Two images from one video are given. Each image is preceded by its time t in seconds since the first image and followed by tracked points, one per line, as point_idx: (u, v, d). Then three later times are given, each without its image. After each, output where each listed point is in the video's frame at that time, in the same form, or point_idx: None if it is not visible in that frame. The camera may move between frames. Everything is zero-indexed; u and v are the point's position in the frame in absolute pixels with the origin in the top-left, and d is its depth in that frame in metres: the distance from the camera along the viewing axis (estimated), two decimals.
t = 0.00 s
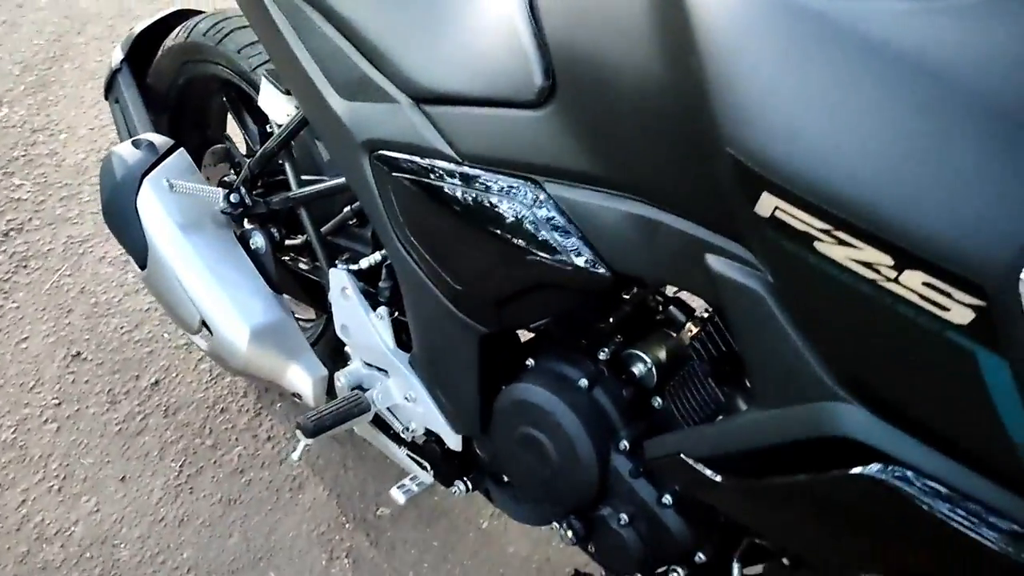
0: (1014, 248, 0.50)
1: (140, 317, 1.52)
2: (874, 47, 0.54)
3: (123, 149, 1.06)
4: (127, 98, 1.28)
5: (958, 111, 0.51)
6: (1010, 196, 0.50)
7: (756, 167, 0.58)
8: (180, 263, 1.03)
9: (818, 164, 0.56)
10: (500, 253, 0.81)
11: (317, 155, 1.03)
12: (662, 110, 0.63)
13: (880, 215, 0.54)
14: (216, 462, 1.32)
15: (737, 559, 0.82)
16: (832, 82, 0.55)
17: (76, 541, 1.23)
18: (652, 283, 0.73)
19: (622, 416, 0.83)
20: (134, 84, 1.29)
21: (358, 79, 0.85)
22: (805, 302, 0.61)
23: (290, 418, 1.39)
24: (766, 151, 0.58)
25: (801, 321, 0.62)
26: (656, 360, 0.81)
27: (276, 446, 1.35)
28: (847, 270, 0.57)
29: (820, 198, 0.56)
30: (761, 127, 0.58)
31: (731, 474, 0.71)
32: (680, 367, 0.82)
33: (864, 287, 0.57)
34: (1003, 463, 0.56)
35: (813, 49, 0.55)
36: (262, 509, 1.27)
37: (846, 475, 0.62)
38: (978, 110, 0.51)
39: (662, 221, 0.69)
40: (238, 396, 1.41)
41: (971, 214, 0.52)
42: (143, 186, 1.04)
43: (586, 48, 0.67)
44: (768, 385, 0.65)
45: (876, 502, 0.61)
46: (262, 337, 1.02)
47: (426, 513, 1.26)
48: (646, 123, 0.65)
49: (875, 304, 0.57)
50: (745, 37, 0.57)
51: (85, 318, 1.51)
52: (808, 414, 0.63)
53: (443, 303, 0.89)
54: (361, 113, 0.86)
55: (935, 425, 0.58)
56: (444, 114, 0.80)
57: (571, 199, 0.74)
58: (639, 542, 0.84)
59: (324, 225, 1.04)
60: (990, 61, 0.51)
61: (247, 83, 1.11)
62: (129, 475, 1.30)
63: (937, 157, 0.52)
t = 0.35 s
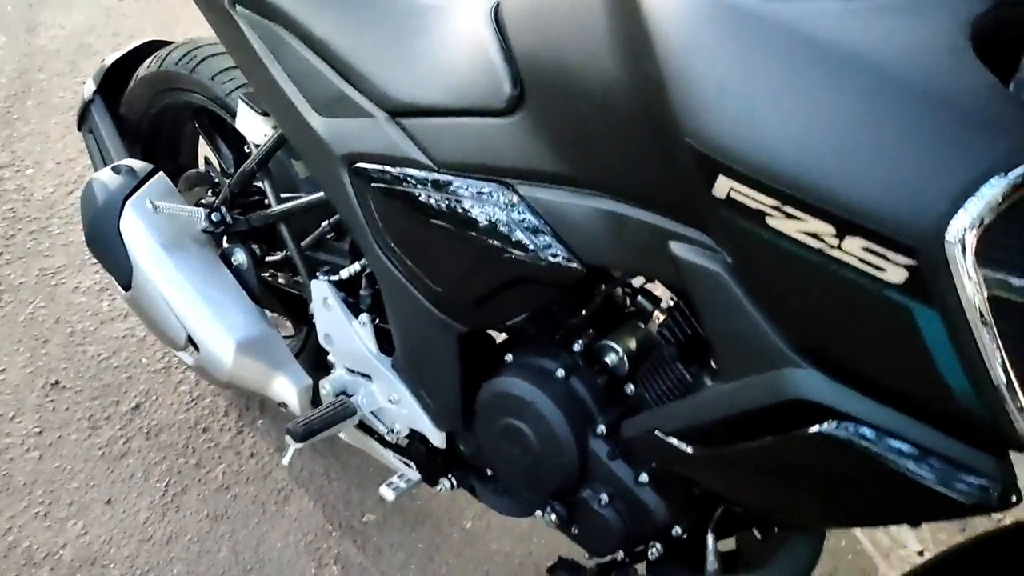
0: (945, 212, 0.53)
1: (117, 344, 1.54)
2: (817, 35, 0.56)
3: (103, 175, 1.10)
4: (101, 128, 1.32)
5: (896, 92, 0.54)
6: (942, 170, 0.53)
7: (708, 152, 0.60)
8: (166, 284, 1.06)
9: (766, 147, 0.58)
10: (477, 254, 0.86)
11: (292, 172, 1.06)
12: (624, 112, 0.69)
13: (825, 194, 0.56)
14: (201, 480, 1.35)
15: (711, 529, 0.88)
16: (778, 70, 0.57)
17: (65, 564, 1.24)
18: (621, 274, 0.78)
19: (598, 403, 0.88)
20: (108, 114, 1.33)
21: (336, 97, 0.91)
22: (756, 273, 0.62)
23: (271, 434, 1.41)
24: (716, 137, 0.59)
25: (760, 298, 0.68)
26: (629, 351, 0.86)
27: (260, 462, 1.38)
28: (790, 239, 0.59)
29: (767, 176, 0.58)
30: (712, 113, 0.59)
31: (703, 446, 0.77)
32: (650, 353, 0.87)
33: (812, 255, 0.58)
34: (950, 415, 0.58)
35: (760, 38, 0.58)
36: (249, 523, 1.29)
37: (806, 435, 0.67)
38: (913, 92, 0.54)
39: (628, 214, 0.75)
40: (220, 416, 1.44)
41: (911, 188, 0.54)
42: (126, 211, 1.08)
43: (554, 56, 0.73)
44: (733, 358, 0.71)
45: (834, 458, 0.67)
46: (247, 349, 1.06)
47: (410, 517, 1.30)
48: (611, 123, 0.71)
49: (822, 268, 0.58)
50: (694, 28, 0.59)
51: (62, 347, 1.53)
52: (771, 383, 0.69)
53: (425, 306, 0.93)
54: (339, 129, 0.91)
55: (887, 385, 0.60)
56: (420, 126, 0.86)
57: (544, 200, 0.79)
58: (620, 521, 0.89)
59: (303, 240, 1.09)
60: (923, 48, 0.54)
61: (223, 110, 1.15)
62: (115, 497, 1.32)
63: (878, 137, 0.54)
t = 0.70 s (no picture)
0: (868, 168, 0.59)
1: (102, 360, 1.58)
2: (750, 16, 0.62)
3: (89, 188, 1.14)
4: (82, 147, 1.36)
5: (822, 63, 0.60)
6: (865, 130, 0.59)
7: (659, 125, 0.66)
8: (154, 290, 1.11)
9: (710, 119, 0.63)
10: (453, 243, 0.92)
11: (271, 179, 1.11)
12: (586, 99, 0.75)
13: (764, 157, 0.62)
14: (192, 485, 1.39)
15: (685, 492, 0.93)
16: (717, 49, 0.63)
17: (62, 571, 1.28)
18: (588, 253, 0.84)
19: (573, 379, 0.94)
20: (88, 134, 1.38)
21: (314, 102, 0.96)
22: (710, 237, 0.68)
23: (258, 439, 1.45)
24: (666, 111, 0.65)
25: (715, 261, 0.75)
26: (599, 330, 0.92)
27: (249, 465, 1.42)
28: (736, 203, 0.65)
29: (712, 144, 0.64)
30: (660, 90, 0.65)
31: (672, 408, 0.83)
32: (620, 330, 0.92)
33: (758, 215, 0.64)
34: (888, 355, 0.65)
35: (699, 21, 0.64)
36: (241, 524, 1.33)
37: (763, 386, 0.74)
38: (837, 62, 0.60)
39: (591, 196, 0.81)
40: (207, 423, 1.48)
41: (840, 148, 0.60)
42: (111, 222, 1.12)
43: (520, 53, 0.79)
44: (696, 320, 0.78)
45: (791, 405, 0.74)
46: (236, 351, 1.11)
47: (397, 510, 1.35)
48: (574, 111, 0.77)
49: (768, 227, 0.65)
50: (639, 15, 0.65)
51: (48, 365, 1.56)
52: (729, 341, 0.75)
53: (406, 296, 0.99)
54: (318, 132, 0.96)
55: (833, 331, 0.66)
56: (395, 126, 0.91)
57: (514, 188, 0.85)
58: (599, 488, 0.94)
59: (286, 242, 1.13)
60: (845, 23, 0.60)
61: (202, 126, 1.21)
62: (108, 506, 1.36)
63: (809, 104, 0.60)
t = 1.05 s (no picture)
0: (812, 155, 0.66)
1: (81, 384, 1.60)
2: (703, 24, 0.70)
3: (74, 210, 1.18)
4: (59, 174, 1.39)
5: (769, 64, 0.68)
6: (809, 122, 0.66)
7: (626, 125, 0.72)
8: (142, 306, 1.15)
9: (673, 116, 0.70)
10: (433, 248, 0.98)
11: (251, 197, 1.16)
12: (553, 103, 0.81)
13: (722, 149, 0.69)
14: (178, 500, 1.41)
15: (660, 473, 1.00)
16: (670, 53, 0.70)
17: None
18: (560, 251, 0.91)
19: (551, 371, 1.01)
20: (65, 161, 1.41)
21: (295, 120, 1.01)
22: (674, 225, 0.75)
23: (240, 453, 1.49)
24: (632, 111, 0.72)
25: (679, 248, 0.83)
26: (573, 325, 0.98)
27: (233, 479, 1.45)
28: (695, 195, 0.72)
29: (676, 140, 0.70)
30: (625, 93, 0.72)
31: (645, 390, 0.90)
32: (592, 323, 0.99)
33: (716, 203, 0.71)
34: (838, 325, 0.72)
35: (656, 30, 0.71)
36: (229, 535, 1.36)
37: (727, 362, 0.82)
38: (782, 63, 0.67)
39: (562, 197, 0.88)
40: (189, 441, 1.50)
41: (788, 138, 0.67)
42: (98, 242, 1.16)
43: (495, 66, 0.86)
44: (662, 307, 0.84)
45: (754, 376, 0.81)
46: (224, 363, 1.15)
47: (382, 514, 1.39)
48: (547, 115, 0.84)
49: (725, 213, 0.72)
50: (602, 27, 0.72)
51: (27, 392, 1.58)
52: (693, 323, 0.82)
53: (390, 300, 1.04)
54: (301, 148, 1.02)
55: (787, 306, 0.73)
56: (376, 139, 0.97)
57: (490, 193, 0.92)
58: (580, 472, 1.00)
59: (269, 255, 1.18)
60: (784, 28, 0.68)
61: (183, 148, 1.26)
62: (95, 525, 1.38)
63: (759, 100, 0.68)
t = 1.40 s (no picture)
0: (833, 163, 0.69)
1: (62, 419, 1.56)
2: (720, 42, 0.73)
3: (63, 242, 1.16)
4: (38, 205, 1.36)
5: (787, 78, 0.71)
6: (827, 132, 0.70)
7: (649, 138, 0.75)
8: (141, 336, 1.14)
9: (695, 130, 0.73)
10: (443, 265, 0.99)
11: (248, 221, 1.15)
12: (572, 121, 0.81)
13: (744, 160, 0.72)
14: (173, 532, 1.39)
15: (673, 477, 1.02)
16: (681, 64, 0.74)
17: None
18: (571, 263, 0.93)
19: (562, 381, 1.02)
20: (44, 191, 1.39)
21: (298, 142, 1.02)
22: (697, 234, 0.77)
23: (234, 481, 1.47)
24: (654, 125, 0.74)
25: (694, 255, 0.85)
26: (579, 335, 1.00)
27: (228, 508, 1.43)
28: (717, 201, 0.75)
29: (699, 150, 0.73)
30: (647, 109, 0.74)
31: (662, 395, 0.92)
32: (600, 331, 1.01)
33: (738, 210, 0.74)
34: (856, 321, 0.75)
35: (676, 48, 0.74)
36: (229, 565, 1.35)
37: (744, 365, 0.84)
38: (801, 76, 0.70)
39: (576, 210, 0.90)
40: (179, 471, 1.48)
41: (808, 147, 0.70)
42: (91, 273, 1.15)
43: (507, 85, 0.87)
44: (680, 312, 0.87)
45: (773, 376, 0.84)
46: (226, 391, 1.14)
47: (383, 534, 1.38)
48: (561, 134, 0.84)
49: (747, 218, 0.74)
50: (623, 46, 0.75)
51: (6, 430, 1.54)
52: (711, 328, 0.85)
53: (399, 317, 1.05)
54: (304, 170, 1.02)
55: (807, 306, 0.76)
56: (381, 158, 0.98)
57: (500, 209, 0.93)
58: (596, 480, 1.02)
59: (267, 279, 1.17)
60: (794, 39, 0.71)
61: (169, 174, 1.25)
62: (89, 562, 1.35)
63: (778, 111, 0.71)
